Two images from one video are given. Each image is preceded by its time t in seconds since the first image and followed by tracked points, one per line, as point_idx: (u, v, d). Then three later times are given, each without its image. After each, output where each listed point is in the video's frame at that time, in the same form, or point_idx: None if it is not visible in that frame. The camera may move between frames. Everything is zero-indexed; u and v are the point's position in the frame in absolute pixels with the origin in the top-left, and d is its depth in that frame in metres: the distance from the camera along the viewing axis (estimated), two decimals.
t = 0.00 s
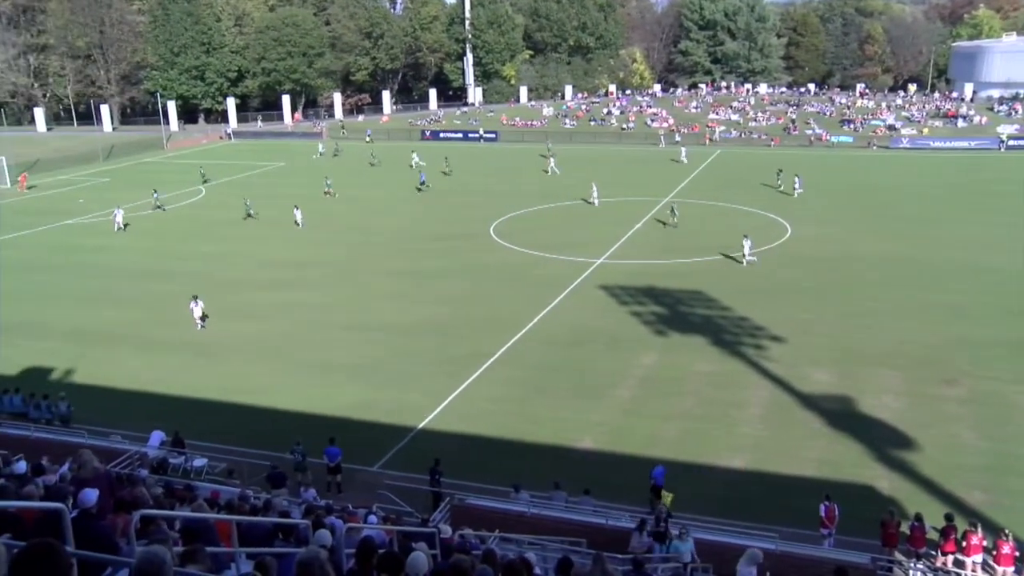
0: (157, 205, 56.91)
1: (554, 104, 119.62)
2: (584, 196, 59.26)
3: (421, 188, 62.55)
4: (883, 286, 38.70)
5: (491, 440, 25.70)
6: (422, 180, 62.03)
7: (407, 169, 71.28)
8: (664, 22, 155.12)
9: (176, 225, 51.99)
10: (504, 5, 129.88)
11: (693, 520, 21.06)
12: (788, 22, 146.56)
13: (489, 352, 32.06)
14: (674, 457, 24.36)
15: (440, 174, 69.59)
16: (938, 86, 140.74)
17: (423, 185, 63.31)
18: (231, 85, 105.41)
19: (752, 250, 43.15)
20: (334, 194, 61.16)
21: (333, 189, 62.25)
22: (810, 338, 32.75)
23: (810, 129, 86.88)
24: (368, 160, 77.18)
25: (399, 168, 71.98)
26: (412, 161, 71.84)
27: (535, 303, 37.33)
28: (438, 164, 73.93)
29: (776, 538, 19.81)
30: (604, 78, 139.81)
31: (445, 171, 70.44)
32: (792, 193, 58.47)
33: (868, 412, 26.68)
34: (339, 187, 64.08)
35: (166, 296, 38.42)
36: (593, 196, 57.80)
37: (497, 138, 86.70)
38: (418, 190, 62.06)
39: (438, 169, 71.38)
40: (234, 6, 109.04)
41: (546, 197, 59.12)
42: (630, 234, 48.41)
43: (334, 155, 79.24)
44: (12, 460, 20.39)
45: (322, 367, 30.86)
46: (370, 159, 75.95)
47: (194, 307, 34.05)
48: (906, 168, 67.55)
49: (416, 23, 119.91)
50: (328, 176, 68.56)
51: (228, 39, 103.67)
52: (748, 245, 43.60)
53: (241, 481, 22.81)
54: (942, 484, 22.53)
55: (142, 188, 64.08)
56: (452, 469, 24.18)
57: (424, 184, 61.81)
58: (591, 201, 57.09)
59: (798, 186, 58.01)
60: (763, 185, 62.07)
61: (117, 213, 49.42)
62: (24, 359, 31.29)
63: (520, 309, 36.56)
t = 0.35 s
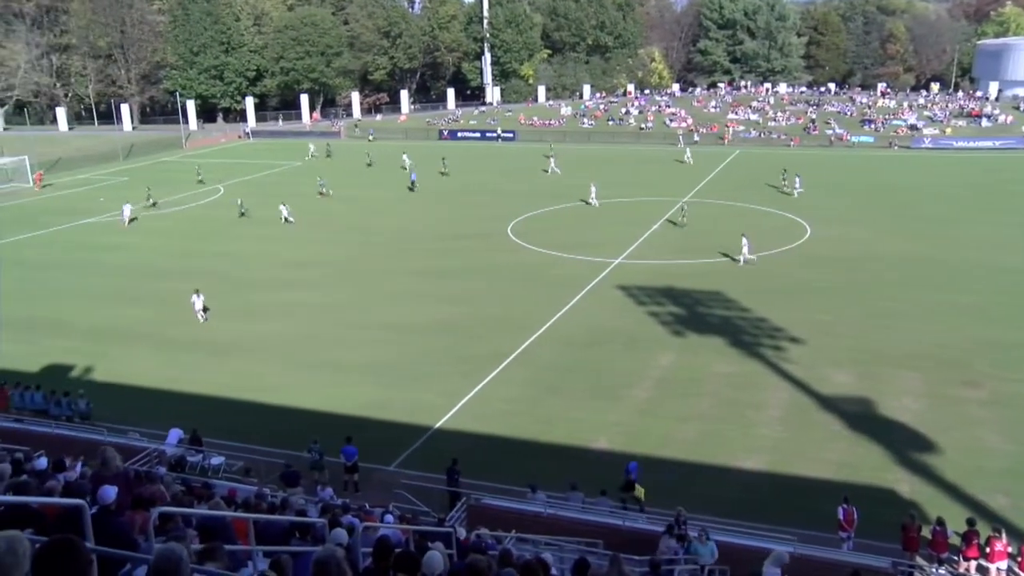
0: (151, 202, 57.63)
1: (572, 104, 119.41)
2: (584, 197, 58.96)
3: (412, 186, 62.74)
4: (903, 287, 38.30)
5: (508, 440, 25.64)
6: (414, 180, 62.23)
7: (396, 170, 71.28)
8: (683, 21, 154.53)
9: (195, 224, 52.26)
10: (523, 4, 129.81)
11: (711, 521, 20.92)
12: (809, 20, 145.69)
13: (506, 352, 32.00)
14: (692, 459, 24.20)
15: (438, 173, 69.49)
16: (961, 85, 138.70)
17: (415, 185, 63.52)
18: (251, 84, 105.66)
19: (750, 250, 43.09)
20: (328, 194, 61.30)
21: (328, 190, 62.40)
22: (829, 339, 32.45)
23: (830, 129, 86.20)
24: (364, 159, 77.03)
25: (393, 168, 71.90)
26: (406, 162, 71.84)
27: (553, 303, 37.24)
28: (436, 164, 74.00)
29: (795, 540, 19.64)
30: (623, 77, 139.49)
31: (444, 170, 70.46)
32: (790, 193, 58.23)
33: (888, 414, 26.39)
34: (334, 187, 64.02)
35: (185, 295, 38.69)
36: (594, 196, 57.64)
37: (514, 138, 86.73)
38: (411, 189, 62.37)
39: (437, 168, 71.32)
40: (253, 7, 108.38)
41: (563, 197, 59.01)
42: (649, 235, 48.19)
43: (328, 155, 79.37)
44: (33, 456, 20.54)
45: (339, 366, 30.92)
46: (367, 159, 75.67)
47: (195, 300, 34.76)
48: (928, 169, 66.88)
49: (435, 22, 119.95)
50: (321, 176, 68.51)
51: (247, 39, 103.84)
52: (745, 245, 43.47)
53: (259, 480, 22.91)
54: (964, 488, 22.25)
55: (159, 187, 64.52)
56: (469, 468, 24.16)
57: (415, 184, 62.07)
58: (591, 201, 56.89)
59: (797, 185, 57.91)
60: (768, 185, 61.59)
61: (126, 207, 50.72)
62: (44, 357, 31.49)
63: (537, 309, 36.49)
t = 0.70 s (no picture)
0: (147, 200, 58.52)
1: (590, 102, 119.04)
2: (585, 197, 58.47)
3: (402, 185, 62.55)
4: (926, 289, 37.71)
5: (523, 441, 25.41)
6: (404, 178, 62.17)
7: (388, 170, 70.74)
8: (702, 19, 153.60)
9: (212, 222, 52.47)
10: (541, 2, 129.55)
11: (730, 525, 20.60)
12: (830, 17, 145.12)
13: (524, 352, 31.78)
14: (710, 461, 23.88)
15: (436, 174, 69.05)
16: (988, 83, 134.61)
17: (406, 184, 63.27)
18: (267, 82, 106.56)
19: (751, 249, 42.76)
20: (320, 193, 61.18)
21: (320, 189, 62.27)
22: (850, 341, 31.98)
23: (852, 128, 85.30)
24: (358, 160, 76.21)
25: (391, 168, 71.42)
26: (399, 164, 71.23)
27: (570, 303, 36.98)
28: (432, 163, 73.33)
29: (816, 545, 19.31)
30: (641, 75, 138.95)
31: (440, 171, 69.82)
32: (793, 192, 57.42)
33: (912, 418, 25.92)
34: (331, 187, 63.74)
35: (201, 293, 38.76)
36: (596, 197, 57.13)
37: (531, 137, 86.61)
38: (401, 188, 62.25)
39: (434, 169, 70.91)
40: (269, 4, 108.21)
41: (580, 196, 58.76)
42: (667, 235, 47.78)
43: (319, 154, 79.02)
44: (49, 453, 20.61)
45: (355, 365, 30.81)
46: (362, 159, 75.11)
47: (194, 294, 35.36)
48: (952, 168, 65.97)
49: (453, 20, 118.63)
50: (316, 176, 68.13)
51: (263, 37, 104.62)
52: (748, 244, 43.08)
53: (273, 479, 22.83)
54: (990, 493, 21.79)
55: (176, 185, 64.81)
56: (484, 469, 23.98)
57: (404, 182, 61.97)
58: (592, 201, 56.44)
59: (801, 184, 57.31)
60: (774, 185, 61.07)
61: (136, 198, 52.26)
62: (61, 355, 31.62)
63: (554, 309, 36.24)
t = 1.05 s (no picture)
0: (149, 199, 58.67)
1: (613, 101, 118.66)
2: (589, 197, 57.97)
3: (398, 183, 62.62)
4: (955, 291, 36.96)
5: (543, 441, 25.17)
6: (400, 178, 62.36)
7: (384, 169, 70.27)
8: (727, 16, 152.51)
9: (233, 221, 52.69)
10: None
11: (754, 530, 20.23)
12: (858, 14, 142.38)
13: (544, 352, 31.50)
14: (732, 464, 23.49)
15: (435, 174, 68.54)
16: None
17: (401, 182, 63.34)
18: (287, 80, 106.67)
19: (756, 248, 42.56)
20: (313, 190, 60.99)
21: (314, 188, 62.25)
22: (877, 344, 31.39)
23: (880, 127, 84.12)
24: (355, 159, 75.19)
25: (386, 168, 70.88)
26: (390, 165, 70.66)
27: (591, 303, 36.63)
28: (431, 164, 72.66)
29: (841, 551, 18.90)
30: (664, 73, 138.26)
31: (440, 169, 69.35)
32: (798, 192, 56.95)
33: (940, 423, 25.36)
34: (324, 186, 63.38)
35: (221, 291, 38.84)
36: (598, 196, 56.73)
37: (552, 135, 86.35)
38: (398, 186, 62.36)
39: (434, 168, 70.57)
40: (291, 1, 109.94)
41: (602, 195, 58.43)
42: (690, 235, 47.26)
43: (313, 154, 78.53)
44: (70, 451, 20.61)
45: (373, 364, 30.68)
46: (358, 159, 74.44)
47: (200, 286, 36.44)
48: (982, 168, 64.79)
49: (473, 17, 118.74)
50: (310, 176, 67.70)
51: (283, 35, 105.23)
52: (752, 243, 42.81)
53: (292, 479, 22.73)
54: (1020, 501, 21.24)
55: (197, 183, 65.15)
56: (502, 470, 23.76)
57: (400, 181, 62.16)
58: (596, 200, 56.15)
59: (807, 184, 56.61)
60: (784, 185, 60.25)
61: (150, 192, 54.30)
62: (82, 352, 31.78)
63: (575, 309, 35.94)
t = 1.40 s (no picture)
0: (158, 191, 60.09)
1: (634, 99, 118.16)
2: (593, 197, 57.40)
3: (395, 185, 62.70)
4: (985, 293, 36.26)
5: (563, 443, 24.91)
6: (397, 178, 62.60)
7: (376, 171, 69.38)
8: (751, 13, 151.20)
9: (253, 219, 52.81)
10: None
11: (779, 534, 19.86)
12: (886, 10, 140.06)
13: (564, 353, 31.22)
14: (755, 468, 23.10)
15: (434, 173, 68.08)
16: None
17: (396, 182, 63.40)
18: (306, 78, 106.97)
19: (762, 247, 42.23)
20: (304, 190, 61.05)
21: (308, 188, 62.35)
22: (904, 347, 30.82)
23: (906, 126, 83.00)
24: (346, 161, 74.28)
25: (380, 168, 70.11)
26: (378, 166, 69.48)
27: (611, 304, 36.28)
28: (430, 164, 71.99)
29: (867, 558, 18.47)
30: (687, 71, 137.31)
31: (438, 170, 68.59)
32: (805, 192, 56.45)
33: (968, 428, 24.81)
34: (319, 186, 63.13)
35: (241, 290, 38.89)
36: (601, 195, 56.19)
37: (573, 134, 86.10)
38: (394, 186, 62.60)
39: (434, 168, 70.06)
40: None
41: (623, 194, 58.11)
42: (712, 235, 46.76)
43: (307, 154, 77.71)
44: (89, 448, 20.57)
45: (392, 364, 30.53)
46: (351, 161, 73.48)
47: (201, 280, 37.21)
48: (1012, 167, 63.72)
49: (494, 14, 119.05)
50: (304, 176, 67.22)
51: (303, 32, 105.60)
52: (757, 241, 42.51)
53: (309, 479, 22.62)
54: None
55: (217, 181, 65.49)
56: (520, 472, 23.50)
57: (397, 181, 62.28)
58: (601, 201, 55.76)
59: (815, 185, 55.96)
60: (795, 185, 59.55)
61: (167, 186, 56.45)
62: (102, 350, 31.91)
63: (595, 309, 35.64)
